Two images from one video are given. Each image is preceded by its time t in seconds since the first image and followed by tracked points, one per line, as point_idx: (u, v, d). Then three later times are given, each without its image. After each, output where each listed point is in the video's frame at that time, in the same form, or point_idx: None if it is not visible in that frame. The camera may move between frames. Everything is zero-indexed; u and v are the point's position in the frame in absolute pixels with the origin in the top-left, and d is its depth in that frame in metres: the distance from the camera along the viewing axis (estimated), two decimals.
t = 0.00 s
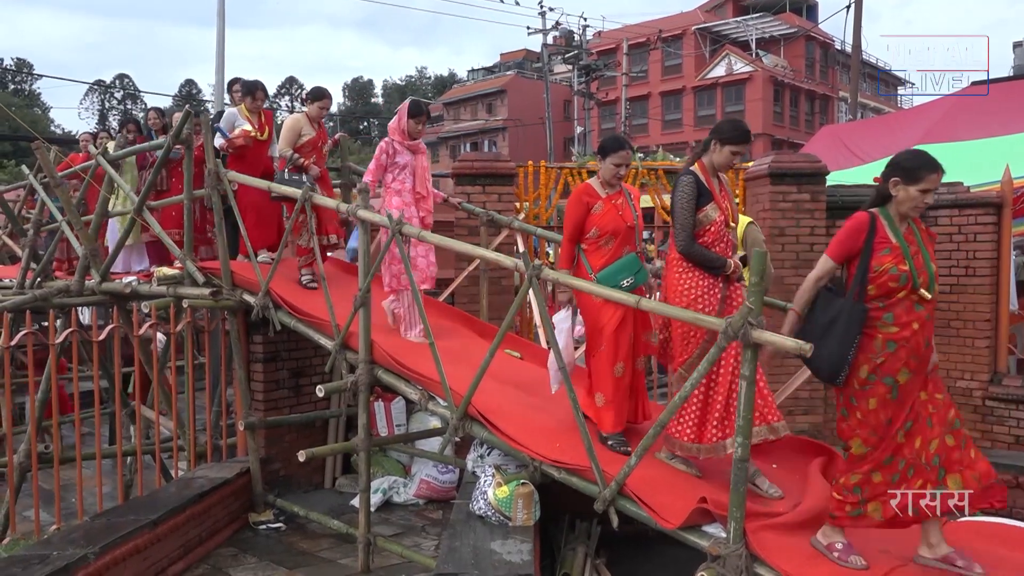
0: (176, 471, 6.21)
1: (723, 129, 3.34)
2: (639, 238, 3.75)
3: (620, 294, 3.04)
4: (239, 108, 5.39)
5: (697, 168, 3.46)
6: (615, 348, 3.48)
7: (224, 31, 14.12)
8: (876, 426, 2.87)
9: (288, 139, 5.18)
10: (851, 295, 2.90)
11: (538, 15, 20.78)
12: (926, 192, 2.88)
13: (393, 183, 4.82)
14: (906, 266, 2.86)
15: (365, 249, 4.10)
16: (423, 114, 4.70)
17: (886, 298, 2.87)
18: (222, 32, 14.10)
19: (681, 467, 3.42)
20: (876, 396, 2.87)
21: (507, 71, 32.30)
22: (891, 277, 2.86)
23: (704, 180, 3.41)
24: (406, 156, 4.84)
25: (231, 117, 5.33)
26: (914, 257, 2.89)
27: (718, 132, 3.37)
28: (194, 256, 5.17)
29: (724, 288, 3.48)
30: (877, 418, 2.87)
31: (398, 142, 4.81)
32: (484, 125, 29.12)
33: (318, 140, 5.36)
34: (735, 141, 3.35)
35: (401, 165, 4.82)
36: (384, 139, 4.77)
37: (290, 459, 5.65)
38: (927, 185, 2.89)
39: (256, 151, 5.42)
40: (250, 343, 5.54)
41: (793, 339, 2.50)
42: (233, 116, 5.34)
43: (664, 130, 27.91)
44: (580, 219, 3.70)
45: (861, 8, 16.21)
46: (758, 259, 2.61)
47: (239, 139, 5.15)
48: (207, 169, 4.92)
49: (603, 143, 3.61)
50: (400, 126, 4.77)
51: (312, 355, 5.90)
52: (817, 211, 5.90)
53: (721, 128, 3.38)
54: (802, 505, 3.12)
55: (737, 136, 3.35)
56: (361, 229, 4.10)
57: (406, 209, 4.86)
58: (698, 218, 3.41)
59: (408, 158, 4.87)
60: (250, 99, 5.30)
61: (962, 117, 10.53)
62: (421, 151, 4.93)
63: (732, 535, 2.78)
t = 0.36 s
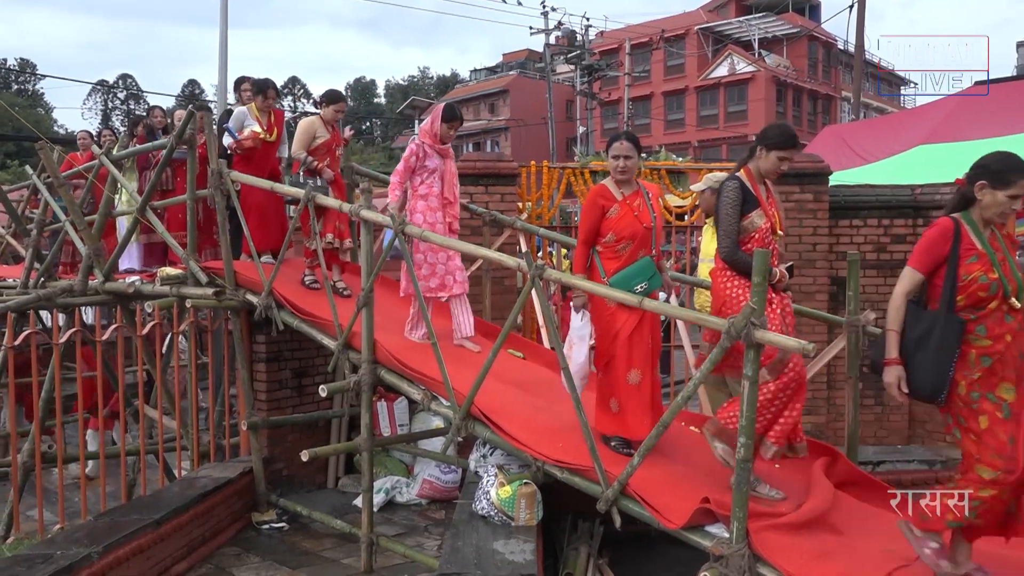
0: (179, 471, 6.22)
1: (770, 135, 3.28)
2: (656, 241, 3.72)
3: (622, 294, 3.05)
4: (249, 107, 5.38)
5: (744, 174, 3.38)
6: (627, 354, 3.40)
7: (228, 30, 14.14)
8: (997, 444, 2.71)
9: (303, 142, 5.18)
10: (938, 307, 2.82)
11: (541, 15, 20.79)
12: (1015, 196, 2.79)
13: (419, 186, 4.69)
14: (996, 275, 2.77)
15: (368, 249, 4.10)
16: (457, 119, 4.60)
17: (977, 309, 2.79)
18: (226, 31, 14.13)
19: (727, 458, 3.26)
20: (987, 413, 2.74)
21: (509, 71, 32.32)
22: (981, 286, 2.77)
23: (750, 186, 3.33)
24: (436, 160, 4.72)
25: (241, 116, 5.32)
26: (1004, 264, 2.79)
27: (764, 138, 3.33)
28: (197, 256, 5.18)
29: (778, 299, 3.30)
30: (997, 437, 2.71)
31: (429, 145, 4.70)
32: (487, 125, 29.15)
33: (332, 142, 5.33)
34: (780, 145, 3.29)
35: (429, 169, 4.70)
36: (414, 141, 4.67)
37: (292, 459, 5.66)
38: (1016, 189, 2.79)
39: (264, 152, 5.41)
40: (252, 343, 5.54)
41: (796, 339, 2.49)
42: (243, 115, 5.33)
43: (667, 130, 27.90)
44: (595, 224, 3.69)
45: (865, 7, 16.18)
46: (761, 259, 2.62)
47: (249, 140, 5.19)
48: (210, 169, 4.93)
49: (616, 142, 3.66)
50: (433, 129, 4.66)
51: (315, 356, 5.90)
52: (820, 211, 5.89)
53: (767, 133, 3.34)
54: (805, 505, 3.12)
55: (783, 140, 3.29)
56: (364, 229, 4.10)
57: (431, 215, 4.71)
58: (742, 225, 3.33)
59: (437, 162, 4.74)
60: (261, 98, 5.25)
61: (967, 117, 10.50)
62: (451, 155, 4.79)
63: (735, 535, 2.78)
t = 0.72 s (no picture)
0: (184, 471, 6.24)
1: (816, 139, 3.09)
2: (684, 246, 3.59)
3: (627, 294, 3.05)
4: (259, 105, 5.38)
5: (786, 177, 3.20)
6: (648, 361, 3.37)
7: (233, 32, 14.17)
8: None
9: (320, 145, 5.13)
10: None
11: (546, 15, 20.80)
12: None
13: (453, 183, 4.68)
14: None
15: (373, 249, 4.11)
16: (489, 114, 4.57)
17: None
18: (231, 33, 14.16)
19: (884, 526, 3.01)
20: None
21: (514, 71, 32.33)
22: None
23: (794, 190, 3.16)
24: (469, 156, 4.71)
25: (251, 114, 5.32)
26: None
27: (808, 140, 3.14)
28: (203, 257, 5.18)
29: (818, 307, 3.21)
30: None
31: (461, 141, 4.69)
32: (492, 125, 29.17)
33: (351, 146, 5.32)
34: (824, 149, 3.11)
35: (463, 165, 4.69)
36: (447, 138, 4.66)
37: (298, 458, 5.69)
38: None
39: (273, 150, 5.41)
40: (258, 343, 5.56)
41: (803, 339, 2.49)
42: (252, 112, 5.33)
43: (672, 130, 27.88)
44: (621, 228, 3.56)
45: (870, 7, 16.15)
46: (766, 259, 2.61)
47: (259, 137, 5.21)
48: (216, 169, 4.94)
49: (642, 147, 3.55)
50: (464, 125, 4.65)
51: (321, 356, 5.90)
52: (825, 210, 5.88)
53: (811, 137, 3.15)
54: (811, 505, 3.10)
55: (830, 144, 3.10)
56: (369, 230, 4.11)
57: (467, 211, 4.74)
58: (786, 230, 3.17)
59: (471, 158, 4.74)
60: (273, 96, 5.26)
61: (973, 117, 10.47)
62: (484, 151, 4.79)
63: (741, 536, 2.78)
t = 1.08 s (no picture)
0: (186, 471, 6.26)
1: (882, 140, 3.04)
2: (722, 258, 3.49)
3: (629, 294, 3.06)
4: (263, 105, 5.34)
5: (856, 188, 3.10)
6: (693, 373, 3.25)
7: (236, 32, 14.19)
8: None
9: (332, 153, 5.18)
10: None
11: (549, 16, 20.78)
12: None
13: (481, 194, 4.65)
14: None
15: (375, 250, 4.11)
16: (511, 119, 4.55)
17: None
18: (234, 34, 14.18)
19: (892, 560, 2.87)
20: None
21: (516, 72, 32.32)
22: None
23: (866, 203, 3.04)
24: (494, 165, 4.69)
25: (256, 114, 5.29)
26: None
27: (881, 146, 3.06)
28: (205, 257, 5.19)
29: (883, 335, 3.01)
30: None
31: (485, 150, 4.66)
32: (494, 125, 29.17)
33: (362, 152, 5.31)
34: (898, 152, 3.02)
35: (488, 175, 4.67)
36: (469, 148, 4.65)
37: (299, 459, 5.69)
38: None
39: (278, 152, 5.36)
40: (260, 343, 5.56)
41: (804, 340, 2.50)
42: (257, 112, 5.29)
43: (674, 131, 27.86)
44: (659, 237, 3.44)
45: (872, 8, 16.14)
46: (769, 260, 2.61)
47: (267, 137, 5.16)
48: (218, 170, 4.95)
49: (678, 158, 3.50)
50: (487, 133, 4.61)
51: (323, 356, 5.91)
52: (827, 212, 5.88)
53: (878, 141, 3.09)
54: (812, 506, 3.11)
55: (901, 146, 3.03)
56: (372, 230, 4.12)
57: (495, 223, 4.67)
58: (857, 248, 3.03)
59: (495, 166, 4.71)
60: (276, 96, 5.23)
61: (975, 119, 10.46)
62: (510, 159, 4.76)
63: (742, 538, 2.78)
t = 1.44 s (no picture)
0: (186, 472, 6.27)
1: (942, 137, 2.93)
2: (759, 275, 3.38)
3: (628, 295, 3.06)
4: (279, 113, 5.34)
5: (912, 186, 2.99)
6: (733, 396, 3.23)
7: (237, 32, 14.20)
8: None
9: (339, 157, 5.07)
10: None
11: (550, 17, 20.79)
12: None
13: (508, 202, 4.46)
14: None
15: (376, 251, 4.12)
16: (539, 121, 4.31)
17: None
18: (236, 33, 14.19)
19: (892, 561, 2.86)
20: None
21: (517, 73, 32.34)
22: None
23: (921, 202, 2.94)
24: (523, 171, 4.47)
25: (271, 120, 5.26)
26: None
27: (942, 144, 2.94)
28: (205, 258, 5.18)
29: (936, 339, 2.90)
30: None
31: (513, 156, 4.45)
32: (495, 126, 29.18)
33: (371, 156, 5.21)
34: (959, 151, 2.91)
35: (516, 182, 4.45)
36: (498, 154, 4.45)
37: (299, 460, 5.69)
38: None
39: (291, 157, 5.35)
40: (260, 344, 5.55)
41: (804, 341, 2.50)
42: (272, 119, 5.28)
43: (674, 132, 27.87)
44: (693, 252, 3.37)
45: (873, 10, 16.15)
46: (768, 263, 2.62)
47: (281, 143, 5.14)
48: (219, 171, 4.96)
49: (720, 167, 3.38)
50: (515, 138, 4.42)
51: (323, 358, 5.93)
52: (826, 214, 5.91)
53: (938, 138, 2.97)
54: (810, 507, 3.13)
55: (963, 144, 2.91)
56: (372, 231, 4.13)
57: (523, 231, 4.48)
58: (911, 250, 2.93)
59: (525, 172, 4.51)
60: (293, 104, 5.27)
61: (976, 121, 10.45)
62: (540, 164, 4.54)
63: (741, 539, 2.84)
